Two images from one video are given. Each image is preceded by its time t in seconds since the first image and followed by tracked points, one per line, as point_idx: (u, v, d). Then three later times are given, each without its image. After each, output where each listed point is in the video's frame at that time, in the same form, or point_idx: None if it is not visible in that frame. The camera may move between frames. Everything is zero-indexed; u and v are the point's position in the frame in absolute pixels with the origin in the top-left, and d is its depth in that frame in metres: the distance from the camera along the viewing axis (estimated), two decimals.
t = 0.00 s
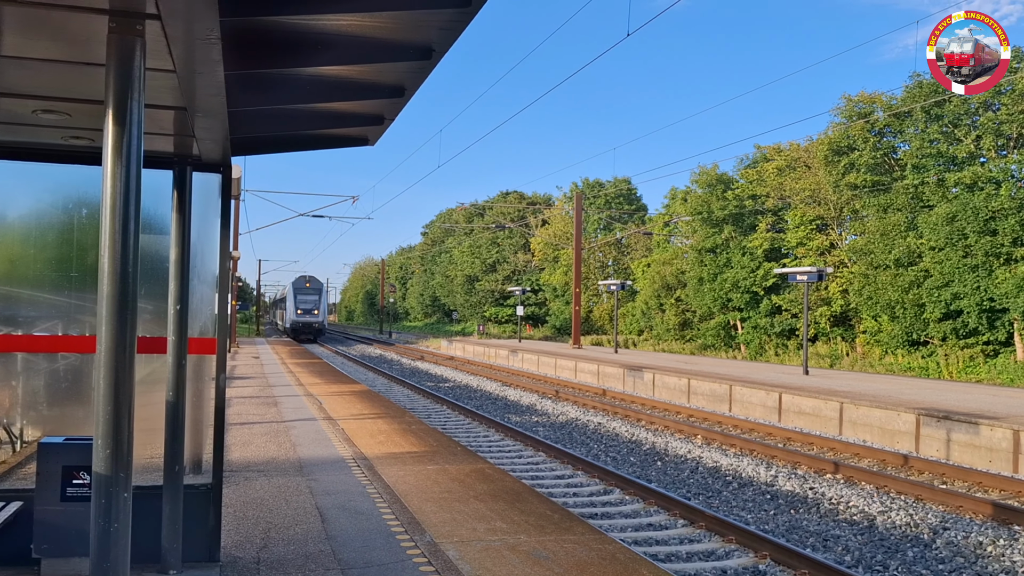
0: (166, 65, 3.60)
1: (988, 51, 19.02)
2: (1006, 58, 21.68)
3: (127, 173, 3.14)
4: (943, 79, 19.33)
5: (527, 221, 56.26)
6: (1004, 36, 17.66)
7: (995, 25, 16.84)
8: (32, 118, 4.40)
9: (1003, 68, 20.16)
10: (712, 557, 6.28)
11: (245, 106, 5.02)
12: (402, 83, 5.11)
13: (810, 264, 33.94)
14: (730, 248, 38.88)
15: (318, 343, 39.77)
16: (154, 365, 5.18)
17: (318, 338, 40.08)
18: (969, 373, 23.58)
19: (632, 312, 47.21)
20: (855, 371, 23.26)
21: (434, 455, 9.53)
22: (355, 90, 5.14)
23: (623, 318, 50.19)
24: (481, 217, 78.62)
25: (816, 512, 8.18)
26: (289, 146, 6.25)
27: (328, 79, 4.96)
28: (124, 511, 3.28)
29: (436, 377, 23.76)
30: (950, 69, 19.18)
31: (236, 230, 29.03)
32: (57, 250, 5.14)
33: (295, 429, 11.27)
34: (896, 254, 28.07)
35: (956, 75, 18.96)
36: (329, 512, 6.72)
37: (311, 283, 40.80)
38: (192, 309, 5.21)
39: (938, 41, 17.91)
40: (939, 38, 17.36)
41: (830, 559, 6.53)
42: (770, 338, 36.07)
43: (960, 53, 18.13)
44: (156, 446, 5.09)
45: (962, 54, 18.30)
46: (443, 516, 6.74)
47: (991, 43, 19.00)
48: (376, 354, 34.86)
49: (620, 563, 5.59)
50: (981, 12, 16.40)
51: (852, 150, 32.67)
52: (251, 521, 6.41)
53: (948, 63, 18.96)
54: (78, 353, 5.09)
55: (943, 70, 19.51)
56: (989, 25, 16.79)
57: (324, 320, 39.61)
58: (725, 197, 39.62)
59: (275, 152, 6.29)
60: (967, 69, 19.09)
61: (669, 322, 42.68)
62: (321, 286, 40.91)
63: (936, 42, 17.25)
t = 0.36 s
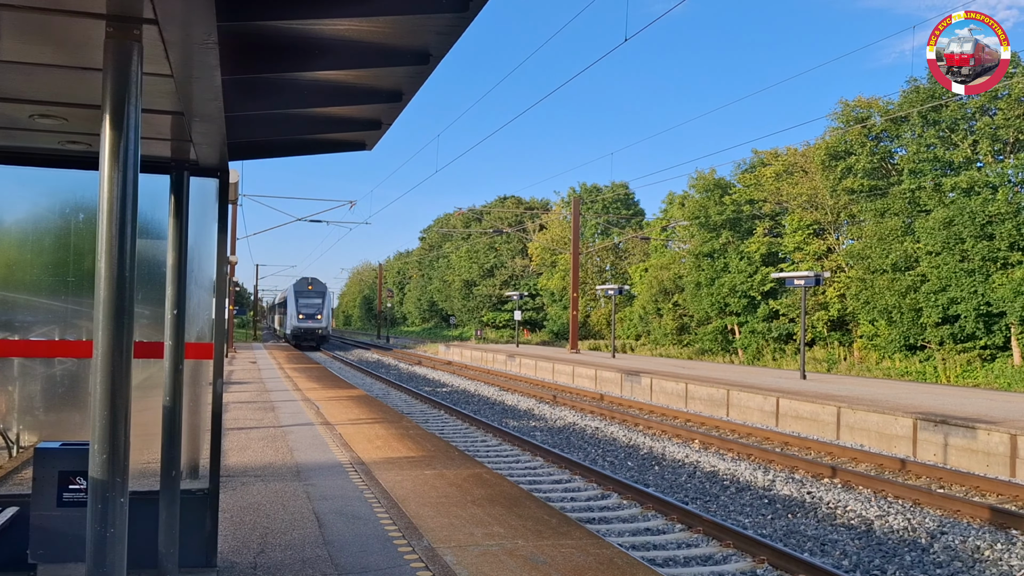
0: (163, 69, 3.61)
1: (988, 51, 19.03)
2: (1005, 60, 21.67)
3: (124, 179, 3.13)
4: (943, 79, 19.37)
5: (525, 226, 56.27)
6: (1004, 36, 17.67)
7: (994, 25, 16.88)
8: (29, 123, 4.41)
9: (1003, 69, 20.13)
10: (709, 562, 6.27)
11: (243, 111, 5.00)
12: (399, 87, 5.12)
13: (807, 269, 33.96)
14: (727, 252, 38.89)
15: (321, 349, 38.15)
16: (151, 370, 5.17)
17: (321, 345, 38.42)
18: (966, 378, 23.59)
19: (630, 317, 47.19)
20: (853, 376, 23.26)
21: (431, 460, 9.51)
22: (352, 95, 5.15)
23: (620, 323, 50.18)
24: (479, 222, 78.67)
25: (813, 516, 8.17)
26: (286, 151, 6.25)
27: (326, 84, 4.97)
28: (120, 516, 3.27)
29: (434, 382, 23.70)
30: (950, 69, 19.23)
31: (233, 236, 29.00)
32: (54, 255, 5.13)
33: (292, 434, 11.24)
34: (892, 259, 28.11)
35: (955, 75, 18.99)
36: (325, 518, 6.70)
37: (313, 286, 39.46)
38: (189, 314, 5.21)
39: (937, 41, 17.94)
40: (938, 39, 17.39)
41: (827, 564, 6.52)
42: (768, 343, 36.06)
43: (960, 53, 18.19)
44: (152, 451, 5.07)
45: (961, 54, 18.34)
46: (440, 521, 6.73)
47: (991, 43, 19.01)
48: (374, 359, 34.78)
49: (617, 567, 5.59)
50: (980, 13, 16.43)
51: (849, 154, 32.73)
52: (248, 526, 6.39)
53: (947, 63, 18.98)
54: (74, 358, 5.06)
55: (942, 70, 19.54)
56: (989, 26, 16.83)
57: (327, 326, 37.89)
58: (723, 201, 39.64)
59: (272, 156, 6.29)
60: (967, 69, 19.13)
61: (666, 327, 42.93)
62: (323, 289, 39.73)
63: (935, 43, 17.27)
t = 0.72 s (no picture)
0: (162, 71, 3.61)
1: (988, 51, 19.05)
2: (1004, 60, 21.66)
3: (123, 180, 3.14)
4: (943, 79, 19.40)
5: (524, 227, 56.31)
6: (1004, 36, 17.71)
7: (994, 25, 16.91)
8: (27, 124, 4.40)
9: (1004, 69, 20.17)
10: (708, 563, 6.27)
11: (243, 112, 4.99)
12: (398, 88, 5.13)
13: (805, 269, 33.99)
14: (726, 253, 38.90)
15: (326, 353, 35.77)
16: (149, 371, 5.17)
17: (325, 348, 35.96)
18: (965, 379, 23.63)
19: (629, 319, 47.22)
20: (851, 377, 23.32)
21: (430, 461, 9.52)
22: (351, 96, 5.15)
23: (619, 324, 50.20)
24: (478, 223, 78.75)
25: (812, 517, 8.18)
26: (285, 152, 6.25)
27: (325, 85, 4.97)
28: (118, 517, 3.26)
29: (433, 383, 23.71)
30: (949, 69, 19.28)
31: (232, 237, 28.98)
32: (52, 257, 5.13)
33: (291, 435, 11.24)
34: (891, 259, 28.15)
35: (955, 75, 19.02)
36: (324, 519, 6.70)
37: (318, 285, 36.67)
38: (188, 315, 5.20)
39: (937, 41, 17.95)
40: (938, 39, 17.41)
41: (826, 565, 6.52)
42: (766, 344, 36.08)
43: (960, 53, 18.23)
44: (151, 453, 5.07)
45: (961, 54, 18.38)
46: (439, 522, 6.73)
47: (991, 43, 19.03)
48: (372, 360, 34.82)
49: (617, 569, 5.59)
50: (980, 13, 16.46)
51: (847, 155, 32.78)
52: (246, 527, 6.39)
53: (947, 63, 19.02)
54: (72, 360, 5.06)
55: (943, 70, 19.57)
56: (989, 26, 16.86)
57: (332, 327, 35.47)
58: (722, 203, 39.63)
59: (270, 158, 6.29)
60: (967, 69, 19.16)
61: (665, 328, 42.77)
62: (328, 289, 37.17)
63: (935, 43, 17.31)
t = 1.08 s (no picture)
0: (162, 70, 3.61)
1: (988, 51, 19.05)
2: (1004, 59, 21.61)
3: (124, 179, 3.14)
4: (943, 79, 19.36)
5: (525, 226, 56.37)
6: (1004, 35, 17.69)
7: (994, 25, 16.88)
8: (29, 124, 4.41)
9: (1004, 68, 20.16)
10: (710, 562, 6.27)
11: (244, 112, 4.99)
12: (399, 87, 5.12)
13: (807, 268, 33.98)
14: (727, 253, 38.88)
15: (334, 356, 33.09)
16: (151, 370, 5.17)
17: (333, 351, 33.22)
18: (967, 378, 23.61)
19: (630, 318, 47.26)
20: (852, 376, 23.34)
21: (431, 460, 9.52)
22: (352, 96, 5.15)
23: (620, 323, 50.19)
24: (479, 223, 78.78)
25: (814, 516, 8.17)
26: (286, 151, 6.25)
27: (326, 84, 4.97)
28: (120, 517, 3.26)
29: (434, 383, 23.74)
30: (950, 69, 19.25)
31: (233, 237, 29.02)
32: (53, 257, 5.13)
33: (292, 434, 11.24)
34: (893, 259, 28.13)
35: (955, 75, 18.99)
36: (326, 518, 6.70)
37: (326, 282, 33.89)
38: (189, 315, 5.21)
39: (937, 41, 17.89)
40: (938, 39, 17.38)
41: (828, 564, 6.52)
42: (768, 343, 36.06)
43: (960, 53, 18.21)
44: (152, 452, 5.07)
45: (961, 54, 18.35)
46: (440, 521, 6.73)
47: (992, 43, 19.02)
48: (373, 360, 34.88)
49: (618, 568, 5.58)
50: (980, 12, 16.42)
51: (849, 155, 32.74)
52: (248, 527, 6.39)
53: (948, 63, 18.98)
54: (74, 360, 5.06)
55: (942, 70, 19.53)
56: (990, 27, 16.83)
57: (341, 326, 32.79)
58: (723, 202, 39.58)
59: (271, 157, 6.30)
60: (968, 69, 19.13)
61: (666, 327, 42.74)
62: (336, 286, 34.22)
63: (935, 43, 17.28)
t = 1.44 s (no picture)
0: (167, 72, 3.62)
1: (988, 51, 19.01)
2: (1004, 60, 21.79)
3: (129, 181, 3.14)
4: (943, 79, 19.28)
5: (528, 226, 56.40)
6: (1004, 35, 17.63)
7: (995, 25, 16.79)
8: (34, 126, 4.42)
9: (1004, 68, 20.15)
10: (714, 563, 6.27)
11: (247, 113, 5.00)
12: (402, 88, 5.13)
13: (811, 268, 33.96)
14: (731, 253, 38.84)
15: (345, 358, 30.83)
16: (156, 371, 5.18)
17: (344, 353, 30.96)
18: (971, 378, 23.59)
19: (633, 318, 47.27)
20: (856, 376, 23.35)
21: (436, 461, 9.54)
22: (355, 97, 5.15)
23: (624, 323, 50.17)
24: (482, 223, 78.84)
25: (818, 516, 8.16)
26: (290, 152, 6.26)
27: (329, 85, 4.98)
28: (126, 516, 3.27)
29: (437, 383, 23.75)
30: (950, 69, 19.16)
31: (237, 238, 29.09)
32: (59, 257, 5.15)
33: (296, 435, 11.26)
34: (896, 259, 28.10)
35: (956, 75, 18.90)
36: (330, 519, 6.71)
37: (337, 278, 31.66)
38: (194, 315, 5.22)
39: (938, 41, 17.78)
40: (938, 39, 17.30)
41: (832, 564, 6.51)
42: (772, 343, 36.02)
43: (960, 53, 18.13)
44: (157, 453, 5.09)
45: (962, 54, 18.27)
46: (444, 522, 6.73)
47: (991, 43, 18.97)
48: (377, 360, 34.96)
49: (622, 568, 5.58)
50: (981, 12, 16.33)
51: (852, 154, 32.67)
52: (253, 527, 6.40)
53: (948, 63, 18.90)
54: (79, 360, 5.08)
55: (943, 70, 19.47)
56: (991, 27, 16.74)
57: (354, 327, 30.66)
58: (726, 202, 39.52)
59: (275, 158, 6.31)
60: (967, 69, 19.04)
61: (669, 327, 42.73)
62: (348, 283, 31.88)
63: (936, 43, 17.21)
